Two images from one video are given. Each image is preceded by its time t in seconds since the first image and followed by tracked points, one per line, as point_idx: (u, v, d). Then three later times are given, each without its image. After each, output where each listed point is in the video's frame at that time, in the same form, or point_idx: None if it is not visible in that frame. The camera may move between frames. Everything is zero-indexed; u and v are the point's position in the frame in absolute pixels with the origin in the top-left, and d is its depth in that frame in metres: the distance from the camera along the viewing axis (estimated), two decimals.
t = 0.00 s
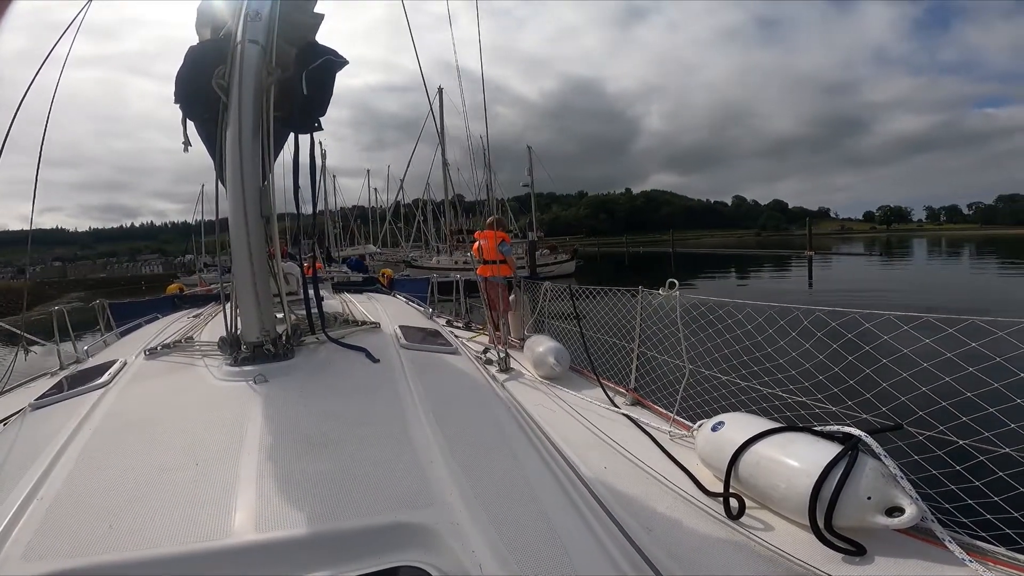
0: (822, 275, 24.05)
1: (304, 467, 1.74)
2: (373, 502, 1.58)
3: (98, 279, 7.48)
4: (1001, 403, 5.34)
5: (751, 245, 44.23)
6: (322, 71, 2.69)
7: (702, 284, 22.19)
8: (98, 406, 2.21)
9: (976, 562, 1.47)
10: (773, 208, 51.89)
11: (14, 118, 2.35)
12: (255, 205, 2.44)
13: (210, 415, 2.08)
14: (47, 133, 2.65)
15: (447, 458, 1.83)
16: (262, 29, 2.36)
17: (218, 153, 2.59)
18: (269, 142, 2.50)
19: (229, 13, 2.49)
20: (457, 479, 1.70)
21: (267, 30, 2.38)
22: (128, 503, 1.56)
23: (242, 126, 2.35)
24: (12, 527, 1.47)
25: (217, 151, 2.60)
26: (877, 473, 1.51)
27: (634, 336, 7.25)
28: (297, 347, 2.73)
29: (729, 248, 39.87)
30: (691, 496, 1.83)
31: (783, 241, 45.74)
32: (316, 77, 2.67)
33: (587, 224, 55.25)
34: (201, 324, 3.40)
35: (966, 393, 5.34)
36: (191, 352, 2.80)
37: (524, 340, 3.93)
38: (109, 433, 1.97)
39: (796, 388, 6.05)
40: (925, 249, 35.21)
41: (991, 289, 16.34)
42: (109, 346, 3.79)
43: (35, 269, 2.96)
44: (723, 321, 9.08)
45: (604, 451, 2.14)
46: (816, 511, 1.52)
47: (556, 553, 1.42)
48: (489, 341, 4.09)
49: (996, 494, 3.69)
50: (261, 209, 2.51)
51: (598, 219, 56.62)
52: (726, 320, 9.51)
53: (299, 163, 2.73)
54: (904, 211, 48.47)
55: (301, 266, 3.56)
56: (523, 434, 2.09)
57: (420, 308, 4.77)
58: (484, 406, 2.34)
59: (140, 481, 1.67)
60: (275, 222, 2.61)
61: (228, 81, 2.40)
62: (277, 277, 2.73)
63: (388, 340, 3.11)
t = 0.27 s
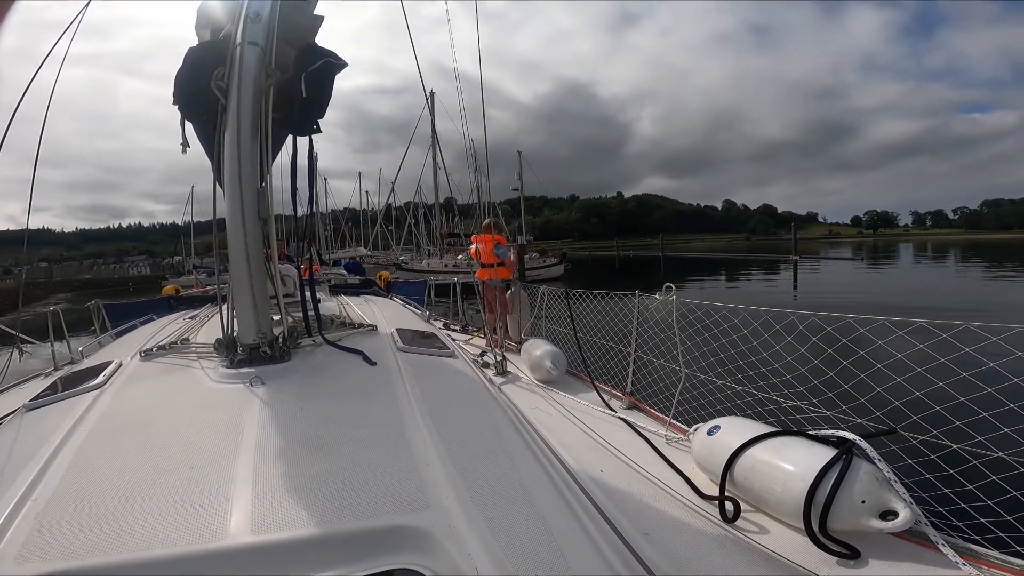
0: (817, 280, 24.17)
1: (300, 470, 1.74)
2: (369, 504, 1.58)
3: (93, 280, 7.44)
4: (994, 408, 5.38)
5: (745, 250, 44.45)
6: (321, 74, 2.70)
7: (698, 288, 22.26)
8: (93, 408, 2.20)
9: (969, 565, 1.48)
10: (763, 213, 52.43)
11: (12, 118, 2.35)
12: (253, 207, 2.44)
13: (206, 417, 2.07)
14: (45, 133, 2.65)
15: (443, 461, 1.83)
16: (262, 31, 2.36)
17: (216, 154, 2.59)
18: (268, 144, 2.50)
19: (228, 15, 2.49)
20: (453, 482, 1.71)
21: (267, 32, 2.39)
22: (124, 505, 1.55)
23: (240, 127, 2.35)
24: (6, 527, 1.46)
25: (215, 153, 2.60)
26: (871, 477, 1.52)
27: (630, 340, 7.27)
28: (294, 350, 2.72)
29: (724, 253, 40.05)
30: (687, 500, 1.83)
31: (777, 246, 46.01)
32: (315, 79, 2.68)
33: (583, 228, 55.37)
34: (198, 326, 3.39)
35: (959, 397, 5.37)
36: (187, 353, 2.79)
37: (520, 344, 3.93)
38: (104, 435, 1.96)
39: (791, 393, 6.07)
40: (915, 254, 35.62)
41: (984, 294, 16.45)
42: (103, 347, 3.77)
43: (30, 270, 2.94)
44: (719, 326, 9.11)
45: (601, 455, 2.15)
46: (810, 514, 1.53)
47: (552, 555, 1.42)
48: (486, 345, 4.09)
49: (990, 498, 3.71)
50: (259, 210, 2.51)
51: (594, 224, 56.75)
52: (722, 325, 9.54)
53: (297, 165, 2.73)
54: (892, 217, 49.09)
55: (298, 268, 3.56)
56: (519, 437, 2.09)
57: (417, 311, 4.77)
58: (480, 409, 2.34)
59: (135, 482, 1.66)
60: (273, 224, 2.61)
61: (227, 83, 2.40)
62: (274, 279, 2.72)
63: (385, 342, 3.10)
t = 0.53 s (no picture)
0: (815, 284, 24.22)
1: (298, 472, 1.73)
2: (367, 507, 1.57)
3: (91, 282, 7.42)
4: (992, 412, 5.40)
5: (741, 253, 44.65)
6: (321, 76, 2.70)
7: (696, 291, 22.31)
8: (90, 409, 2.19)
9: (966, 568, 1.48)
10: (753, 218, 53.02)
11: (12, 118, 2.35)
12: (252, 209, 2.44)
13: (203, 419, 2.06)
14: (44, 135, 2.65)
15: (441, 463, 1.83)
16: (262, 32, 2.37)
17: (215, 156, 2.59)
18: (268, 146, 2.50)
19: (229, 17, 2.50)
20: (451, 485, 1.70)
21: (267, 34, 2.40)
22: (120, 506, 1.55)
23: (240, 129, 2.36)
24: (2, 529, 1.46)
25: (214, 155, 2.60)
26: (869, 480, 1.52)
27: (629, 343, 7.27)
28: (292, 352, 2.72)
29: (722, 257, 40.12)
30: (685, 503, 1.83)
31: (767, 246, 46.67)
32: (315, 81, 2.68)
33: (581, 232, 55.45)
34: (195, 328, 3.38)
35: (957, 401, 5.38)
36: (185, 356, 2.78)
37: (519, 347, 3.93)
38: (101, 437, 1.95)
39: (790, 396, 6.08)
40: (901, 257, 36.39)
41: (981, 298, 16.50)
42: (101, 349, 3.76)
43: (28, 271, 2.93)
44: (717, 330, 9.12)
45: (599, 459, 2.15)
46: (809, 518, 1.53)
47: (551, 558, 1.42)
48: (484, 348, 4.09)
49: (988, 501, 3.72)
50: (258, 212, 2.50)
51: (593, 228, 56.84)
52: (721, 329, 9.55)
53: (296, 167, 2.73)
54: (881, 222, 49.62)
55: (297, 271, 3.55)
56: (518, 441, 2.09)
57: (416, 314, 4.76)
58: (479, 413, 2.34)
59: (132, 484, 1.65)
60: (272, 227, 2.61)
61: (227, 84, 2.41)
62: (272, 281, 2.72)
63: (383, 345, 3.10)
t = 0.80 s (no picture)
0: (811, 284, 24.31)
1: (294, 470, 1.73)
2: (364, 505, 1.57)
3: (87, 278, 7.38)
4: (987, 412, 5.43)
5: (737, 252, 44.86)
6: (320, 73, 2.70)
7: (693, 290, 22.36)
8: (85, 406, 2.18)
9: (960, 568, 1.49)
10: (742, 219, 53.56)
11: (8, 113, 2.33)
12: (250, 206, 2.43)
13: (199, 416, 2.06)
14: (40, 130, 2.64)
15: (438, 462, 1.83)
16: (261, 30, 2.37)
17: (213, 153, 2.58)
18: (266, 143, 2.50)
19: (228, 13, 2.49)
20: (448, 483, 1.70)
21: (266, 31, 2.39)
22: (115, 504, 1.54)
23: (238, 126, 2.35)
24: None
25: (211, 152, 2.59)
26: (864, 480, 1.53)
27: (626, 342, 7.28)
28: (289, 350, 2.71)
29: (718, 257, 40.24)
30: (681, 502, 1.84)
31: (763, 246, 46.83)
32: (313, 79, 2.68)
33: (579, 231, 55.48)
34: (192, 324, 3.36)
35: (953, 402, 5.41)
36: (181, 353, 2.77)
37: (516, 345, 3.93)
38: (96, 434, 1.94)
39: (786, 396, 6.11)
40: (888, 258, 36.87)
41: (976, 299, 16.60)
42: (97, 345, 3.74)
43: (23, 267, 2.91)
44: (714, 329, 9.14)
45: (596, 457, 2.15)
46: (804, 517, 1.54)
47: (547, 557, 1.42)
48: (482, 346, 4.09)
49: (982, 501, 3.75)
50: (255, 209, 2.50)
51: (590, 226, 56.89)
52: (718, 328, 9.57)
53: (294, 164, 2.73)
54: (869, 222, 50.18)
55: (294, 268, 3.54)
56: (514, 439, 2.09)
57: (413, 312, 4.76)
58: (475, 411, 2.34)
59: (127, 481, 1.65)
60: (269, 224, 2.60)
61: (225, 81, 2.40)
62: (269, 279, 2.71)
63: (381, 343, 3.09)
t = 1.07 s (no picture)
0: (811, 287, 24.37)
1: (298, 472, 1.74)
2: (365, 506, 1.58)
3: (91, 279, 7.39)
4: (990, 416, 5.43)
5: (736, 256, 44.97)
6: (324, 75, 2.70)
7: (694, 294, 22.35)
8: (89, 407, 2.19)
9: (963, 571, 1.49)
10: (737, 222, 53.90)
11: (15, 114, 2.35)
12: (254, 208, 2.44)
13: (203, 418, 2.07)
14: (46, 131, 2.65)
15: (440, 464, 1.83)
16: (267, 32, 2.37)
17: (217, 155, 2.59)
18: (270, 145, 2.50)
19: (233, 15, 2.50)
20: (450, 485, 1.71)
21: (272, 34, 2.40)
22: (119, 504, 1.55)
23: (243, 128, 2.36)
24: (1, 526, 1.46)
25: (216, 154, 2.60)
26: (867, 484, 1.54)
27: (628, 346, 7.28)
28: (292, 352, 2.71)
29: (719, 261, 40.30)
30: (682, 505, 1.85)
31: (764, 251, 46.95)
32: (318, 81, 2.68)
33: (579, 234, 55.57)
34: (195, 326, 3.37)
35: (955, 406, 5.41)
36: (185, 354, 2.78)
37: (518, 348, 3.93)
38: (100, 434, 1.95)
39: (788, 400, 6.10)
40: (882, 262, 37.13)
41: (978, 303, 16.61)
42: (100, 347, 3.75)
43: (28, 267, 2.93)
44: (715, 333, 9.14)
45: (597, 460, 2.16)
46: (807, 521, 1.54)
47: (549, 558, 1.43)
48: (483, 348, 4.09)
49: (985, 505, 3.75)
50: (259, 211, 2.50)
51: (590, 229, 56.98)
52: (719, 332, 9.58)
53: (298, 166, 2.74)
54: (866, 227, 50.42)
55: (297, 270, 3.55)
56: (516, 441, 2.09)
57: (415, 315, 4.76)
58: (478, 413, 2.34)
59: (130, 482, 1.65)
60: (273, 226, 2.61)
61: (230, 84, 2.41)
62: (273, 280, 2.72)
63: (383, 345, 3.10)
